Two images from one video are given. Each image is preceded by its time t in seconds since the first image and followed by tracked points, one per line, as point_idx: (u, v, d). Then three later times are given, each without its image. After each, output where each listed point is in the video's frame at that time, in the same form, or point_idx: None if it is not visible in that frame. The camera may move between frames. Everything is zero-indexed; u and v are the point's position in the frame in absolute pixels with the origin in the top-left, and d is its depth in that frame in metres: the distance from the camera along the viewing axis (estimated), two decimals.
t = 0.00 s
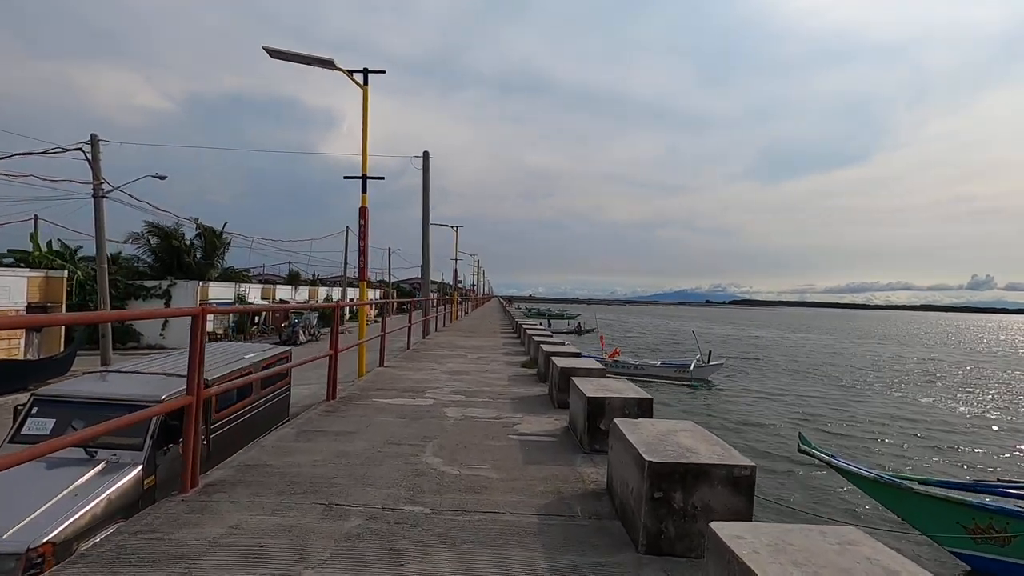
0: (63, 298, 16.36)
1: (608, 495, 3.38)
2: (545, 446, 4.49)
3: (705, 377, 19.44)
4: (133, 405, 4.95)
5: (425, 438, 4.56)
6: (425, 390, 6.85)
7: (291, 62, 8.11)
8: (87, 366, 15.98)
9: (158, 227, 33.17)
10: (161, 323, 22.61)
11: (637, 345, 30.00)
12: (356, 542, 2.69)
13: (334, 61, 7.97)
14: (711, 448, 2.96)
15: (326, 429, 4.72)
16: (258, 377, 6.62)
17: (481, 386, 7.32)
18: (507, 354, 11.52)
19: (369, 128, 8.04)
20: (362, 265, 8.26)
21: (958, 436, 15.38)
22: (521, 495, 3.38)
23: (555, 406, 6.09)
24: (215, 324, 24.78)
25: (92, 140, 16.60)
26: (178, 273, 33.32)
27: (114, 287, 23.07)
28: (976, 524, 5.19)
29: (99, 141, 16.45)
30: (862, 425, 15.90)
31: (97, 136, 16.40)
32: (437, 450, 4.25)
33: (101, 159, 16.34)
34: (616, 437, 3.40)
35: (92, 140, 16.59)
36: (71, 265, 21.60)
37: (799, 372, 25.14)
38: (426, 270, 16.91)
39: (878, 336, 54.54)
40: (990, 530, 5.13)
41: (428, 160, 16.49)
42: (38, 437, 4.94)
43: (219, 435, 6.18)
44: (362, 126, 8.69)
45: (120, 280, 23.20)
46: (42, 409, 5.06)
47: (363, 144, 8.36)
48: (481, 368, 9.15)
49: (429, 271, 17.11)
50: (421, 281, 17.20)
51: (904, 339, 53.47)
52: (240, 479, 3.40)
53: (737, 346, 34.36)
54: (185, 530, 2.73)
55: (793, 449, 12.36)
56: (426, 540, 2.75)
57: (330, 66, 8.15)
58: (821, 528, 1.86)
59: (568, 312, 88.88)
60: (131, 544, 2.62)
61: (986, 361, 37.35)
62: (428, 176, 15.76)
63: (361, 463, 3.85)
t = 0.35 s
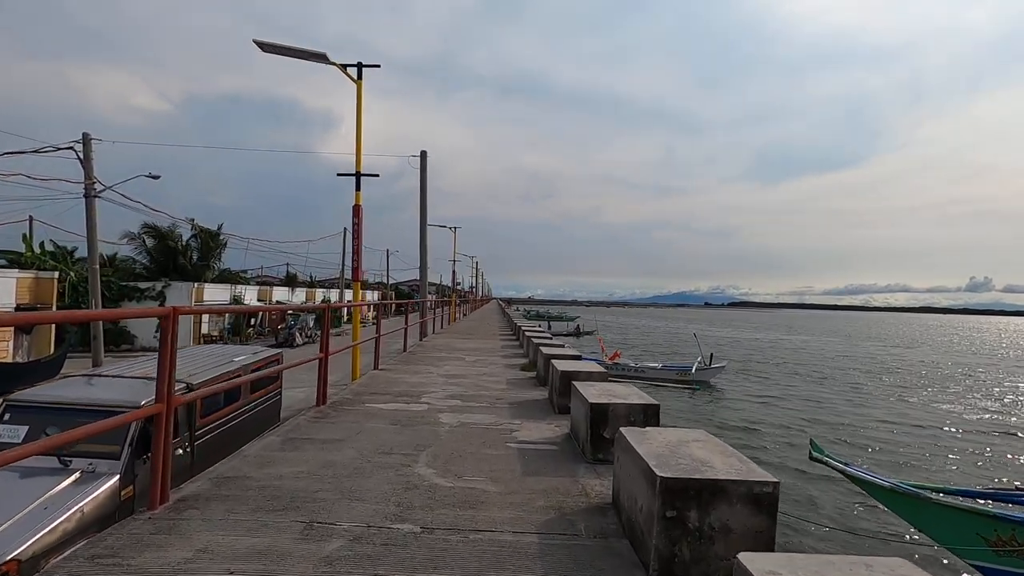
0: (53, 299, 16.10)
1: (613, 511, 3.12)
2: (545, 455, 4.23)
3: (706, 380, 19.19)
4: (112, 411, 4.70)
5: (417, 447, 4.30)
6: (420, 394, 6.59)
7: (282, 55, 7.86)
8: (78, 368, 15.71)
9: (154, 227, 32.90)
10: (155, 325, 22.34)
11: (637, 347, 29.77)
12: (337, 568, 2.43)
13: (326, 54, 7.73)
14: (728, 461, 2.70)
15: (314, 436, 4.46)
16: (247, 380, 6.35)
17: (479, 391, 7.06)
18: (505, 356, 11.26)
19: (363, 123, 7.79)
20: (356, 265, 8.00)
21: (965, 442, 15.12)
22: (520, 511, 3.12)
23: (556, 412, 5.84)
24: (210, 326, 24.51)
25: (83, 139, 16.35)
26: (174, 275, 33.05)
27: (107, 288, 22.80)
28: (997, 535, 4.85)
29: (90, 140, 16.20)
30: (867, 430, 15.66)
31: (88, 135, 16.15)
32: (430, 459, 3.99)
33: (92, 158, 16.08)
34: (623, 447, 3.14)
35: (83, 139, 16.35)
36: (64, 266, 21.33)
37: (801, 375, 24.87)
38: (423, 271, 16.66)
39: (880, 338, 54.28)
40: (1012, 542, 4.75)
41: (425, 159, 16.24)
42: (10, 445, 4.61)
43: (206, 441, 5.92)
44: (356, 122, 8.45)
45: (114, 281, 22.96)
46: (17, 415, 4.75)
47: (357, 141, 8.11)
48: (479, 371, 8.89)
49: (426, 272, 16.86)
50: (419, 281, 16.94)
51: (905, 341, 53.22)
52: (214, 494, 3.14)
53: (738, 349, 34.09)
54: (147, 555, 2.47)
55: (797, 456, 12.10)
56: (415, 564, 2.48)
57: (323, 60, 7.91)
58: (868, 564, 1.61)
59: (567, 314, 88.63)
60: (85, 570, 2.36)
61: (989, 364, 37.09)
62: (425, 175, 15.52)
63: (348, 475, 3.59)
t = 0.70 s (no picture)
0: (46, 299, 15.85)
1: (616, 533, 2.89)
2: (543, 467, 4.00)
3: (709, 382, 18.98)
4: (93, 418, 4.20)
5: (409, 458, 4.07)
6: (414, 400, 6.35)
7: (274, 49, 7.63)
8: (72, 369, 15.48)
9: (152, 227, 32.67)
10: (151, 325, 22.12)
11: (638, 347, 29.52)
12: None
13: (319, 49, 7.50)
14: (742, 481, 2.47)
15: (300, 447, 4.22)
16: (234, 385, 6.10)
17: (476, 395, 6.83)
18: (505, 358, 11.02)
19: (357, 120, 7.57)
20: (350, 266, 7.77)
21: (970, 446, 14.92)
22: (516, 533, 2.87)
23: (555, 418, 5.60)
24: (208, 327, 24.27)
25: (77, 138, 16.12)
26: (172, 275, 32.83)
27: (103, 288, 22.57)
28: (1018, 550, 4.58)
29: (84, 138, 15.96)
30: (869, 434, 15.47)
31: (82, 133, 15.92)
32: (421, 473, 3.76)
33: (85, 157, 15.84)
34: (626, 464, 2.91)
35: (77, 137, 16.12)
36: (59, 266, 21.10)
37: (803, 377, 24.62)
38: (421, 271, 16.43)
39: (881, 338, 54.10)
40: None
41: (423, 157, 16.02)
42: None
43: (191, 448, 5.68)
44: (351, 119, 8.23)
45: (110, 281, 22.74)
46: None
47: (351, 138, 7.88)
48: (477, 374, 8.65)
49: (425, 272, 16.63)
50: (417, 281, 16.70)
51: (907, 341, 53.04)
52: (184, 515, 2.91)
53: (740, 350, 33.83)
54: None
55: (801, 462, 11.86)
56: None
57: (316, 54, 7.69)
58: None
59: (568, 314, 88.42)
60: None
61: (992, 365, 36.88)
62: (424, 174, 15.30)
63: (332, 491, 3.35)
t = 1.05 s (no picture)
0: (36, 297, 15.60)
1: (614, 554, 2.64)
2: (536, 477, 3.74)
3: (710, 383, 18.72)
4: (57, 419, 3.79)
5: (393, 467, 3.81)
6: (405, 402, 6.08)
7: (263, 38, 7.38)
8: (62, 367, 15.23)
9: (149, 224, 32.41)
10: (146, 323, 21.85)
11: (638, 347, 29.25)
12: None
13: (308, 37, 7.24)
14: (753, 501, 2.21)
15: (278, 454, 3.96)
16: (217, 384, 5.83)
17: (471, 398, 6.57)
18: (501, 358, 10.76)
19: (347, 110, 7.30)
20: (340, 262, 7.51)
21: (974, 449, 14.67)
22: (503, 555, 2.61)
23: (551, 422, 5.34)
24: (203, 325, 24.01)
25: (68, 132, 15.87)
26: (168, 272, 32.58)
27: (97, 285, 22.32)
28: None
29: (75, 133, 15.72)
30: (871, 437, 15.22)
31: (73, 127, 15.66)
32: (405, 483, 3.50)
33: (77, 152, 15.58)
34: (626, 478, 2.65)
35: (68, 132, 15.87)
36: (52, 263, 20.84)
37: (805, 378, 24.36)
38: (418, 269, 16.15)
39: (883, 339, 53.81)
40: None
41: (421, 153, 15.75)
42: None
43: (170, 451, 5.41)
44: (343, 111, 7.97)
45: (104, 278, 22.49)
46: None
47: (343, 130, 7.61)
48: (472, 375, 8.39)
49: (422, 270, 16.37)
50: (414, 279, 16.42)
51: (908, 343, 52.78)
52: (139, 534, 2.65)
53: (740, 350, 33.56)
54: None
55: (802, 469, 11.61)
56: None
57: (306, 42, 7.42)
58: None
59: (568, 313, 88.13)
60: None
61: (996, 367, 36.57)
62: (421, 170, 15.03)
63: (305, 506, 3.09)
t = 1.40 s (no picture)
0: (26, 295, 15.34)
1: None
2: (534, 490, 3.44)
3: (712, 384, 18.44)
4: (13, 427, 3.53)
5: (378, 479, 3.52)
6: (396, 406, 5.79)
7: (250, 26, 7.09)
8: (52, 367, 14.97)
9: (145, 222, 32.15)
10: (140, 323, 21.58)
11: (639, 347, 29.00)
12: None
13: (298, 25, 6.96)
14: (781, 529, 1.92)
15: (255, 464, 3.68)
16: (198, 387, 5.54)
17: (466, 401, 6.28)
18: (500, 359, 10.47)
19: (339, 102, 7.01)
20: (331, 259, 7.23)
21: (980, 453, 14.42)
22: None
23: (550, 428, 5.05)
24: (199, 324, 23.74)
25: (59, 128, 15.60)
26: (165, 271, 32.32)
27: (91, 284, 22.06)
28: None
29: (66, 128, 15.45)
30: (877, 440, 14.97)
31: (64, 123, 15.40)
32: (390, 497, 3.22)
33: (68, 148, 15.30)
34: (633, 497, 2.36)
35: (59, 128, 15.60)
36: (45, 261, 20.58)
37: (808, 380, 24.06)
38: (416, 268, 15.87)
39: (884, 340, 53.56)
40: None
41: (418, 150, 15.46)
42: None
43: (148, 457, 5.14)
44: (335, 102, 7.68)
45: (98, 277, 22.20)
46: None
47: (333, 122, 7.32)
48: (468, 377, 8.09)
49: (420, 269, 16.08)
50: (412, 278, 16.15)
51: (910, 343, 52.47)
52: (87, 560, 2.37)
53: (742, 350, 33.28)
54: None
55: (807, 474, 11.26)
56: None
57: (295, 31, 7.13)
58: None
59: (568, 313, 87.83)
60: None
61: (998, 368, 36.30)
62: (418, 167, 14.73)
63: (277, 525, 2.80)
